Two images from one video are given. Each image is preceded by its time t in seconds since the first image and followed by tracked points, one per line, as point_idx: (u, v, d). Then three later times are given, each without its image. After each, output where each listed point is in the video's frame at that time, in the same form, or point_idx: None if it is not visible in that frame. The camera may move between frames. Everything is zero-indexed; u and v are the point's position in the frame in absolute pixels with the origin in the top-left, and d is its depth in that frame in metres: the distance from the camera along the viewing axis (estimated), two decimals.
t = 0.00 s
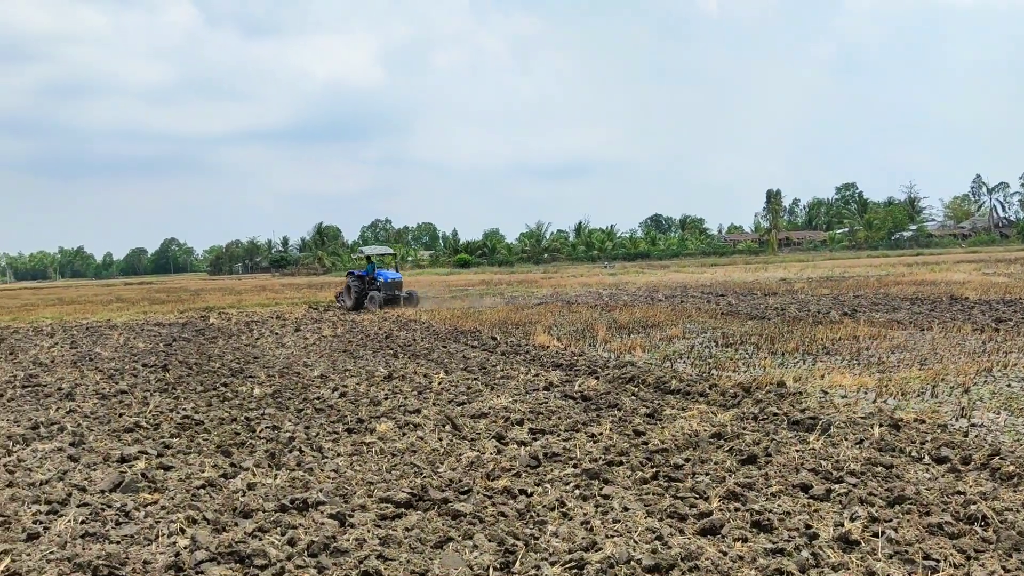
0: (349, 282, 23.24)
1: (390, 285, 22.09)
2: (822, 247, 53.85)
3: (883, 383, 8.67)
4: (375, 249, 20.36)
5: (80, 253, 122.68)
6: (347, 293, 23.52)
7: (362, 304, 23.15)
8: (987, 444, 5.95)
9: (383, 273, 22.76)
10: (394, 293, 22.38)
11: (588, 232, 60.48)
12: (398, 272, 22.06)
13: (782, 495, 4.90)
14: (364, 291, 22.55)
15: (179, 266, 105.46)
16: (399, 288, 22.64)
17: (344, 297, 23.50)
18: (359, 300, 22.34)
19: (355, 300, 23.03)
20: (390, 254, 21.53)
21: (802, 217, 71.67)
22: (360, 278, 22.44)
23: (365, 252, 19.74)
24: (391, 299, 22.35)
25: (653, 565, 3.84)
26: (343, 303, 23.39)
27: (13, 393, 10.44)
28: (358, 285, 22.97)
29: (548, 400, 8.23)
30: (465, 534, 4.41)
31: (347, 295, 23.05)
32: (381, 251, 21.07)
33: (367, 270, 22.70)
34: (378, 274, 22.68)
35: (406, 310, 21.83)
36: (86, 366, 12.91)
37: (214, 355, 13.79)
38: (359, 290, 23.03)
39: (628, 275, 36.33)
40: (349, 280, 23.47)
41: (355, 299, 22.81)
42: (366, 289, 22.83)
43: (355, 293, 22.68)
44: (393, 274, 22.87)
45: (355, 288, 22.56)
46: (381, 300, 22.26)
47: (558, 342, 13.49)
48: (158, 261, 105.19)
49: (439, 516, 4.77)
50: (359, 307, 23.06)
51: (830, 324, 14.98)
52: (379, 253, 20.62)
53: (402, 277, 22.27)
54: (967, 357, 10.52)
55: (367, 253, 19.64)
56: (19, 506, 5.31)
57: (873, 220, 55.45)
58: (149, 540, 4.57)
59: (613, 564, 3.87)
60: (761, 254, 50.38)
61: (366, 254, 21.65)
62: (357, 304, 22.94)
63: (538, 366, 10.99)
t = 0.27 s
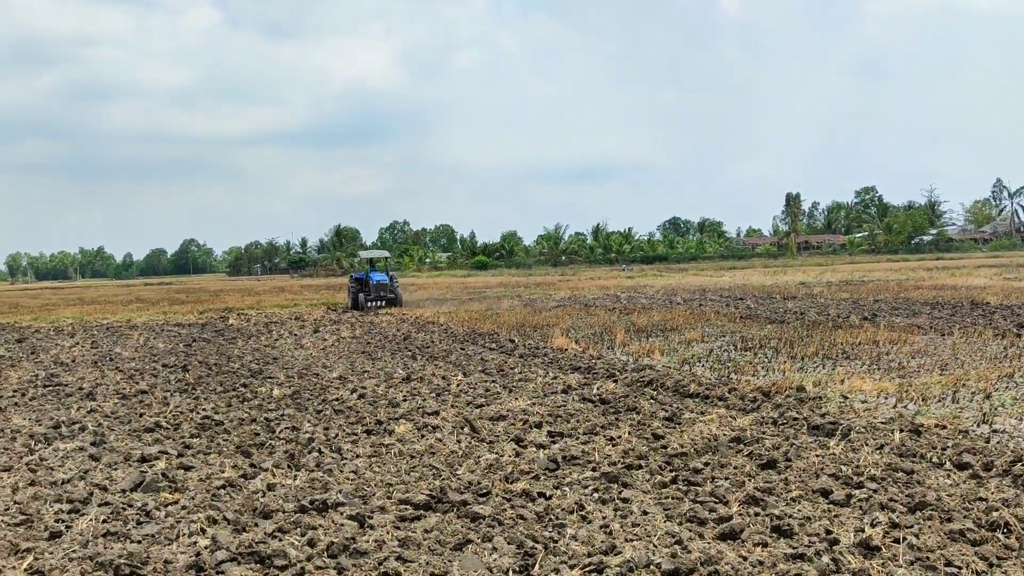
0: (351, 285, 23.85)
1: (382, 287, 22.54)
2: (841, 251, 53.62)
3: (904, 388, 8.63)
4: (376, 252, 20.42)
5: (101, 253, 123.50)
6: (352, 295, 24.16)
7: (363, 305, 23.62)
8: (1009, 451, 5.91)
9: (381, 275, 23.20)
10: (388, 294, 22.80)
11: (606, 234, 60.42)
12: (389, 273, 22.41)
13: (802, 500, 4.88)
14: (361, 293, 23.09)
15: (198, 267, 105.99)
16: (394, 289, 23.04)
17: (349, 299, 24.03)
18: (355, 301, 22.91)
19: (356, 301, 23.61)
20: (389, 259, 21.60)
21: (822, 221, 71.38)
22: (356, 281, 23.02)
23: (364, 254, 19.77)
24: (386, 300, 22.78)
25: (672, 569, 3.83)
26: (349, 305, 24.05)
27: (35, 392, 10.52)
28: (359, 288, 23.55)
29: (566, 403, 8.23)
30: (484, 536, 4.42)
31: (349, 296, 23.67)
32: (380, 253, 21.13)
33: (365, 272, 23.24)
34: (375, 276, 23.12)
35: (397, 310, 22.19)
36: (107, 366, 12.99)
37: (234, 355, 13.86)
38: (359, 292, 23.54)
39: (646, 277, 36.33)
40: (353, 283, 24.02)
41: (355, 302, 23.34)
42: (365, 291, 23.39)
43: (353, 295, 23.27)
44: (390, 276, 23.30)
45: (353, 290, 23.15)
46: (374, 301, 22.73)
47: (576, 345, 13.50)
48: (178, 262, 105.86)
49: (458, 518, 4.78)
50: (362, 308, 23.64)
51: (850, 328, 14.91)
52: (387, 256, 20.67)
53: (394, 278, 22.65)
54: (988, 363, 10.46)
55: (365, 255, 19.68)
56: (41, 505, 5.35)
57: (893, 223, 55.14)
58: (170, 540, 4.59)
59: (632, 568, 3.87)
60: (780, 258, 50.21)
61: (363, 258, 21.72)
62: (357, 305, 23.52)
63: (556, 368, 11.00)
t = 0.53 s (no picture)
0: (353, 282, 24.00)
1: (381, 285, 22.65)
2: (847, 246, 53.50)
3: (913, 382, 8.61)
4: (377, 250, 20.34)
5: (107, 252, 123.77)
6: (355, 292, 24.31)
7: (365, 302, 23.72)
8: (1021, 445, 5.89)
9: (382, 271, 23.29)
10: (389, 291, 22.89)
11: (611, 231, 60.38)
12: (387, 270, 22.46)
13: (814, 496, 4.87)
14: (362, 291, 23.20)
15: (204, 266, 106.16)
16: (395, 286, 23.12)
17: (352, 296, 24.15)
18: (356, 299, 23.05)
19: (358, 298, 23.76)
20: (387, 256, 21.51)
21: (827, 215, 71.24)
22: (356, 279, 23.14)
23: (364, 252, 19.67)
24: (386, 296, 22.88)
25: (685, 565, 3.82)
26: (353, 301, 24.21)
27: (44, 392, 10.53)
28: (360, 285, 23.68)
29: (575, 400, 8.22)
30: (496, 533, 4.41)
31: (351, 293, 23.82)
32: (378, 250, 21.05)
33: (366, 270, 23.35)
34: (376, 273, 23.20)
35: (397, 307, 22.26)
36: (115, 365, 13.01)
37: (242, 354, 13.86)
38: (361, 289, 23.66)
39: (652, 273, 36.30)
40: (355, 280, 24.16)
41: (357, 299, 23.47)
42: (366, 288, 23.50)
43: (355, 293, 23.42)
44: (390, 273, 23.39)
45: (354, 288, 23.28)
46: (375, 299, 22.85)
47: (584, 342, 13.50)
48: (184, 261, 106.03)
49: (469, 515, 4.77)
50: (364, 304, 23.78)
51: (858, 323, 14.88)
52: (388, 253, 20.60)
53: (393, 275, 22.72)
54: (997, 357, 10.43)
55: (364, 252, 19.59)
56: (52, 504, 5.36)
57: (899, 217, 54.97)
58: (181, 539, 4.60)
59: (645, 565, 3.85)
60: (786, 252, 50.13)
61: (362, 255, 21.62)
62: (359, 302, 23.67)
63: (565, 365, 10.99)
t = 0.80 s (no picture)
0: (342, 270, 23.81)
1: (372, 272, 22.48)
2: (834, 228, 53.58)
3: (907, 361, 8.62)
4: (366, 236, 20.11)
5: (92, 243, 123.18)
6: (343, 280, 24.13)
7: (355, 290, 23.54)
8: (1018, 422, 5.89)
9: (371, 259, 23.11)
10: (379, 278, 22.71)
11: (599, 215, 60.34)
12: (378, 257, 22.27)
13: (814, 475, 4.85)
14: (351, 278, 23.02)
15: (190, 255, 105.80)
16: (385, 273, 22.96)
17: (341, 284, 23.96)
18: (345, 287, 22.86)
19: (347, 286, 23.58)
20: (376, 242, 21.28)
21: (814, 199, 71.33)
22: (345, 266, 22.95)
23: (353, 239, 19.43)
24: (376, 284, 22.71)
25: (688, 546, 3.80)
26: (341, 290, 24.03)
27: (33, 382, 10.45)
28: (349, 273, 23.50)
29: (569, 383, 8.20)
30: (496, 517, 4.38)
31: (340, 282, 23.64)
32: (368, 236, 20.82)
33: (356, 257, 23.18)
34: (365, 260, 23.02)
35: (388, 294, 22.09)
36: (104, 355, 12.93)
37: (232, 342, 13.79)
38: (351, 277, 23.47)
39: (641, 258, 36.29)
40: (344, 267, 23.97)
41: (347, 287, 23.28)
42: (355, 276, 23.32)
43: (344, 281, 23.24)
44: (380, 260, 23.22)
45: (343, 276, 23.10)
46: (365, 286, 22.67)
47: (575, 326, 13.47)
48: (169, 251, 105.55)
49: (468, 499, 4.74)
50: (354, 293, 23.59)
51: (848, 304, 14.90)
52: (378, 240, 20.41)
53: (383, 262, 22.56)
54: (989, 336, 10.44)
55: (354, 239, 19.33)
56: (46, 494, 5.30)
57: (885, 200, 55.05)
58: (178, 526, 4.55)
59: (648, 545, 3.83)
60: (773, 236, 50.18)
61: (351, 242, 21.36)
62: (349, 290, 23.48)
63: (558, 349, 10.96)
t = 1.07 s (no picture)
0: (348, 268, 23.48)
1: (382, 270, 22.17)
2: (838, 231, 53.49)
3: (897, 367, 8.63)
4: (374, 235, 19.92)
5: (98, 238, 123.41)
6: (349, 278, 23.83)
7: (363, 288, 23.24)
8: (1000, 429, 5.91)
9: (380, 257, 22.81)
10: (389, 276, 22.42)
11: (604, 216, 60.32)
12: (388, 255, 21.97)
13: (791, 481, 4.87)
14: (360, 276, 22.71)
15: (196, 250, 105.97)
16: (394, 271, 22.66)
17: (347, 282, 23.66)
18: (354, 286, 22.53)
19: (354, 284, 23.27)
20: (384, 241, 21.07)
21: (819, 201, 71.24)
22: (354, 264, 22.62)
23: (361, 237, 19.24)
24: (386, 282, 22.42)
25: (658, 551, 3.82)
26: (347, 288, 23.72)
27: (28, 377, 10.49)
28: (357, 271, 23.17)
29: (559, 385, 8.22)
30: (471, 519, 4.41)
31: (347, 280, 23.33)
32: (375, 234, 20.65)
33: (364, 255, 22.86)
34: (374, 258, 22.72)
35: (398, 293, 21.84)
36: (101, 351, 12.97)
37: (229, 339, 13.82)
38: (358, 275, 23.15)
39: (644, 258, 36.25)
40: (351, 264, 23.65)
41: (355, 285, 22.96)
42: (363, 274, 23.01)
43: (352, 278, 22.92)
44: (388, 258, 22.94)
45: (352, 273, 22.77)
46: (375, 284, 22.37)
47: (571, 327, 13.49)
48: (174, 246, 105.63)
49: (446, 501, 4.77)
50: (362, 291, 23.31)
51: (845, 308, 14.90)
52: (386, 239, 20.24)
53: (394, 260, 22.28)
54: (982, 342, 10.44)
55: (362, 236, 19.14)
56: (29, 491, 5.34)
57: (890, 203, 54.93)
58: (157, 525, 4.58)
59: (619, 550, 3.85)
60: (777, 238, 50.09)
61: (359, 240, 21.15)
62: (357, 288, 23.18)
63: (552, 350, 10.98)
